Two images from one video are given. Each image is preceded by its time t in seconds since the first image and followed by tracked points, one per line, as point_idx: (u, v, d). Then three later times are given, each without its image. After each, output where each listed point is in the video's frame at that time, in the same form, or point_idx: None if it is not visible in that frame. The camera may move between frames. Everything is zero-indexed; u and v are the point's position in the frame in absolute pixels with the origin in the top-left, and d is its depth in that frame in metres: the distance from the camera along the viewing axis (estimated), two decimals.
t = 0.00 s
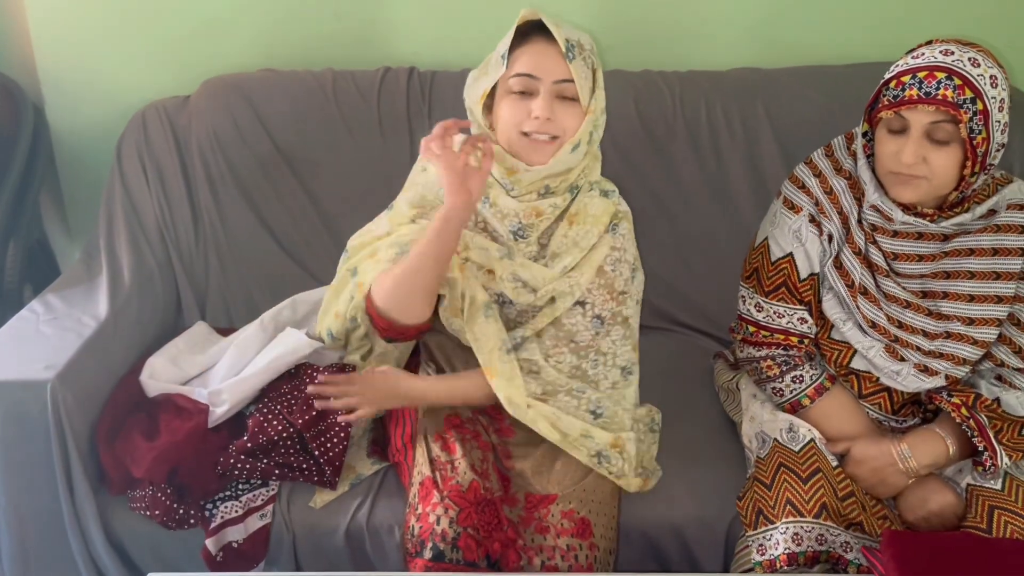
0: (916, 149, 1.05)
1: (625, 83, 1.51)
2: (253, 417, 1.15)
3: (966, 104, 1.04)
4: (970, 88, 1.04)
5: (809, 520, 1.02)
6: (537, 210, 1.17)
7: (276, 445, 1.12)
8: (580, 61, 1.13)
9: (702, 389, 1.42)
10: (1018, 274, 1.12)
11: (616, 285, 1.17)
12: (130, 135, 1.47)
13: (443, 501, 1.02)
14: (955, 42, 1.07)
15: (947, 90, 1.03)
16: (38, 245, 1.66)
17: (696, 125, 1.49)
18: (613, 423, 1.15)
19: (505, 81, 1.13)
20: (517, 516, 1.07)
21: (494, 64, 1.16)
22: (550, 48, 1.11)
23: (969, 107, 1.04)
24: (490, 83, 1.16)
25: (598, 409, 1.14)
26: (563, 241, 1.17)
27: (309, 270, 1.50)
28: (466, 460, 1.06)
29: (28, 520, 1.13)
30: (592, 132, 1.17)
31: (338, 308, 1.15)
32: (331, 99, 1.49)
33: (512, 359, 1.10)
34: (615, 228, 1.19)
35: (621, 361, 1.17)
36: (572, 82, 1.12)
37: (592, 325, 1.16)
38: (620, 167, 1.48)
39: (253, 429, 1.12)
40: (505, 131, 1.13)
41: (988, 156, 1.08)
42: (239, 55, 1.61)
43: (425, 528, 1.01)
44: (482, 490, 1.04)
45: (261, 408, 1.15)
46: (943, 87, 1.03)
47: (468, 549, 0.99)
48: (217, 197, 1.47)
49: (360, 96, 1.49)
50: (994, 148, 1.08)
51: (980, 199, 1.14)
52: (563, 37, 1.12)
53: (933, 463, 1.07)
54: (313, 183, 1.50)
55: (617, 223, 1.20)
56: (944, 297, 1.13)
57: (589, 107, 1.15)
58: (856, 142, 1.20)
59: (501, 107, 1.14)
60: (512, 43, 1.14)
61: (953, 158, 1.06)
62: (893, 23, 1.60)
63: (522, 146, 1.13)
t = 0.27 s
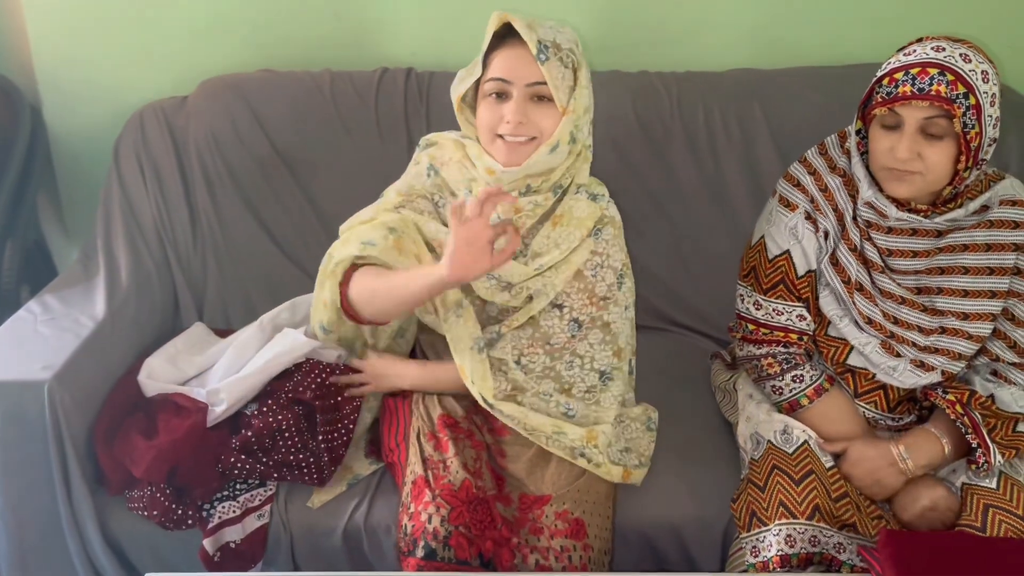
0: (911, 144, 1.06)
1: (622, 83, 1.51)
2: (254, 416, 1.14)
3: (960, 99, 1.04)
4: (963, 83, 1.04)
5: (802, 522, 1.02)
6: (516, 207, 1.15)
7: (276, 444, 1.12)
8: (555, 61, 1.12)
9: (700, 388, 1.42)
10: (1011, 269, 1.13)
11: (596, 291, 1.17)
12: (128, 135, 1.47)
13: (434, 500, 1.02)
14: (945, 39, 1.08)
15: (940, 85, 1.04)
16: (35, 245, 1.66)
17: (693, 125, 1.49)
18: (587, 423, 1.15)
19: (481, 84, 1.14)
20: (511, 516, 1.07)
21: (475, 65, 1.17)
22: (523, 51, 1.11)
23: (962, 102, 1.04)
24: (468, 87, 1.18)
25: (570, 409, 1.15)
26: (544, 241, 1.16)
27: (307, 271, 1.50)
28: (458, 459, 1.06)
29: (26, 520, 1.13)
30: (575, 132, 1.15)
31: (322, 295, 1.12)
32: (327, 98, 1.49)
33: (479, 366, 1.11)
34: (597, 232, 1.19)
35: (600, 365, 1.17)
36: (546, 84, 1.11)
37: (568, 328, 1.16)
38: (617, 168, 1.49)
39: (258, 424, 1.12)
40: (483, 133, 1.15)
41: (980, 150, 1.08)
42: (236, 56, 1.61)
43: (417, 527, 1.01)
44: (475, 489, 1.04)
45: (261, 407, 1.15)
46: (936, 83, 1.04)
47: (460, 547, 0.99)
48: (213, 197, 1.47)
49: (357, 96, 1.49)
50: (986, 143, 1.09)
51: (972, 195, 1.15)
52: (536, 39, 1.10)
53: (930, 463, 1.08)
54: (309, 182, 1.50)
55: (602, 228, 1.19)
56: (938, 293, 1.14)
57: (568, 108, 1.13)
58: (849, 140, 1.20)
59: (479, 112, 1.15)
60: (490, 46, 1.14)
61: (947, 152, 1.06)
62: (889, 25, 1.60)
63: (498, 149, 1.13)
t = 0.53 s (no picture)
0: (908, 143, 1.06)
1: (619, 84, 1.51)
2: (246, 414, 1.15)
3: (957, 98, 1.04)
4: (960, 83, 1.04)
5: (796, 525, 1.02)
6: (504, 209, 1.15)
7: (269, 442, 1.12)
8: (531, 68, 1.09)
9: (696, 388, 1.42)
10: (1007, 271, 1.13)
11: (607, 288, 1.19)
12: (123, 136, 1.47)
13: (436, 500, 1.02)
14: (943, 39, 1.08)
15: (938, 85, 1.04)
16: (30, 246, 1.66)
17: (690, 127, 1.49)
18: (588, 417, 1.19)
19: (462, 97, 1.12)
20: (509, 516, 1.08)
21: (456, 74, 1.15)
22: (495, 62, 1.08)
23: (960, 101, 1.05)
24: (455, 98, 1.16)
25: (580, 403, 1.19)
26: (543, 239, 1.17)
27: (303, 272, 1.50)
28: (458, 459, 1.07)
29: (20, 521, 1.13)
30: (559, 134, 1.13)
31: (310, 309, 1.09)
32: (325, 99, 1.49)
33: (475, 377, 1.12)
34: (598, 231, 1.19)
35: (619, 358, 1.21)
36: (524, 93, 1.09)
37: (589, 329, 1.18)
38: (614, 169, 1.49)
39: (248, 423, 1.12)
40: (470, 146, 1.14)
41: (977, 151, 1.09)
42: (234, 56, 1.61)
43: (418, 528, 1.01)
44: (476, 489, 1.04)
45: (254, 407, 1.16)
46: (934, 82, 1.04)
47: (462, 548, 0.99)
48: (210, 198, 1.47)
49: (355, 98, 1.49)
50: (982, 144, 1.09)
51: (968, 197, 1.15)
52: (508, 48, 1.07)
53: (931, 457, 1.09)
54: (306, 184, 1.50)
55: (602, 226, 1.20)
56: (933, 294, 1.14)
57: (548, 113, 1.11)
58: (844, 140, 1.20)
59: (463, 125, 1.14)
60: (466, 56, 1.11)
61: (944, 152, 1.06)
62: (885, 28, 1.61)
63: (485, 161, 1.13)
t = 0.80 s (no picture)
0: (898, 142, 1.06)
1: (613, 85, 1.51)
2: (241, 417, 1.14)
3: (947, 98, 1.05)
4: (951, 82, 1.04)
5: (791, 526, 1.02)
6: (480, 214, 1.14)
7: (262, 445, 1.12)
8: (484, 95, 1.05)
9: (691, 388, 1.42)
10: (998, 270, 1.13)
11: (610, 295, 1.18)
12: (116, 135, 1.46)
13: (430, 500, 1.02)
14: (934, 39, 1.08)
15: (928, 84, 1.04)
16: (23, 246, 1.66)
17: (684, 128, 1.50)
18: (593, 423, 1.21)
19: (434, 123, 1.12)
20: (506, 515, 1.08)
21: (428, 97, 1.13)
22: (448, 93, 1.06)
23: (950, 101, 1.05)
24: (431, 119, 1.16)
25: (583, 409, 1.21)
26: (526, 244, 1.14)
27: (298, 273, 1.50)
28: (453, 459, 1.07)
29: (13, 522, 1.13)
30: (528, 153, 1.09)
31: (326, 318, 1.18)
32: (320, 100, 1.48)
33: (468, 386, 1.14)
34: (592, 240, 1.17)
35: (625, 361, 1.24)
36: (480, 121, 1.06)
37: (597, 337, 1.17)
38: (608, 170, 1.49)
39: (242, 427, 1.11)
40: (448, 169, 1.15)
41: (967, 150, 1.09)
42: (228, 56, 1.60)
43: (412, 527, 1.01)
44: (470, 489, 1.04)
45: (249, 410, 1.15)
46: (924, 81, 1.04)
47: (456, 548, 0.98)
48: (203, 199, 1.46)
49: (349, 99, 1.49)
50: (972, 144, 1.09)
51: (959, 197, 1.15)
52: (458, 80, 1.04)
53: (929, 461, 1.08)
54: (301, 185, 1.49)
55: (596, 234, 1.18)
56: (926, 294, 1.14)
57: (509, 137, 1.07)
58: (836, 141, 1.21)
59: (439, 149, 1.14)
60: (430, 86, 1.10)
61: (935, 152, 1.06)
62: (880, 30, 1.61)
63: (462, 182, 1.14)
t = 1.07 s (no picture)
0: (871, 141, 1.06)
1: (605, 85, 1.51)
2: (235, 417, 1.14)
3: (917, 95, 1.05)
4: (920, 79, 1.05)
5: (785, 523, 1.02)
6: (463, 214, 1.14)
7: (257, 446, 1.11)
8: (448, 106, 1.03)
9: (685, 388, 1.42)
10: (984, 263, 1.14)
11: (602, 297, 1.17)
12: (109, 135, 1.46)
13: (419, 500, 1.01)
14: (907, 37, 1.09)
15: (897, 82, 1.05)
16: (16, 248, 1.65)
17: (676, 128, 1.50)
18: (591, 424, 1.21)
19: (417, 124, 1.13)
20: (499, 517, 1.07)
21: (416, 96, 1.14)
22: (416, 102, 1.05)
23: (920, 97, 1.05)
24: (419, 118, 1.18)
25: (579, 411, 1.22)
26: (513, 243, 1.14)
27: (292, 273, 1.50)
28: (443, 459, 1.06)
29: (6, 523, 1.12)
30: (496, 164, 1.06)
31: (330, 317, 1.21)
32: (311, 99, 1.48)
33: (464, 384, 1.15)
34: (582, 242, 1.16)
35: (622, 362, 1.24)
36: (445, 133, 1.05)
37: (592, 338, 1.17)
38: (601, 170, 1.49)
39: (237, 428, 1.11)
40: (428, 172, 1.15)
41: (944, 147, 1.09)
42: (221, 56, 1.60)
43: (401, 528, 1.00)
44: (460, 490, 1.04)
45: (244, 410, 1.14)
46: (894, 79, 1.05)
47: (445, 548, 0.99)
48: (196, 199, 1.46)
49: (340, 98, 1.49)
50: (949, 139, 1.09)
51: (943, 190, 1.15)
52: (422, 91, 1.03)
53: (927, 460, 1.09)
54: (293, 185, 1.49)
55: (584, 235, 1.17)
56: (913, 289, 1.14)
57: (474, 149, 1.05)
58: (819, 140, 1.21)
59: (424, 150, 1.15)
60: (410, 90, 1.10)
61: (910, 149, 1.07)
62: (872, 29, 1.62)
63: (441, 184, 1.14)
